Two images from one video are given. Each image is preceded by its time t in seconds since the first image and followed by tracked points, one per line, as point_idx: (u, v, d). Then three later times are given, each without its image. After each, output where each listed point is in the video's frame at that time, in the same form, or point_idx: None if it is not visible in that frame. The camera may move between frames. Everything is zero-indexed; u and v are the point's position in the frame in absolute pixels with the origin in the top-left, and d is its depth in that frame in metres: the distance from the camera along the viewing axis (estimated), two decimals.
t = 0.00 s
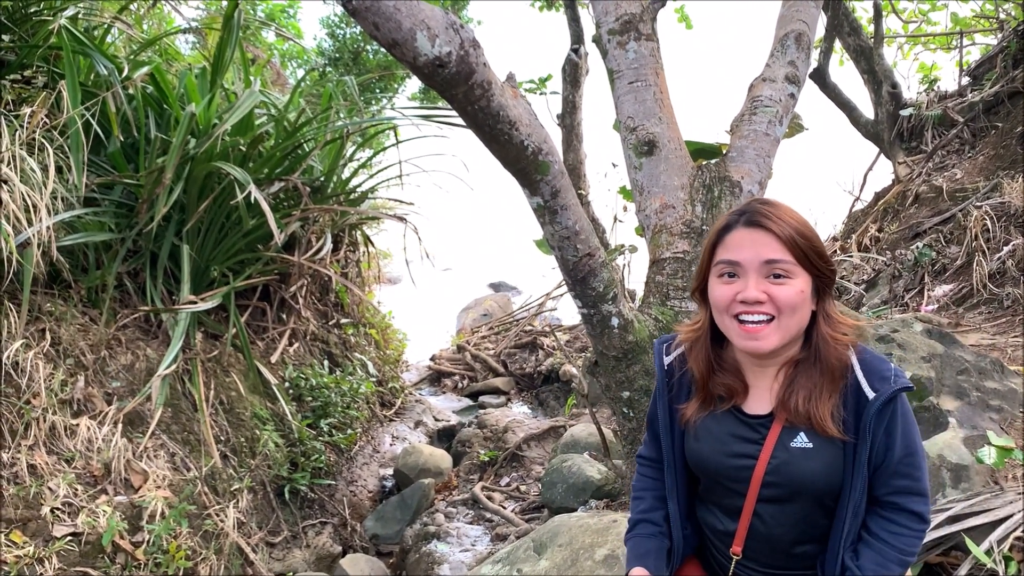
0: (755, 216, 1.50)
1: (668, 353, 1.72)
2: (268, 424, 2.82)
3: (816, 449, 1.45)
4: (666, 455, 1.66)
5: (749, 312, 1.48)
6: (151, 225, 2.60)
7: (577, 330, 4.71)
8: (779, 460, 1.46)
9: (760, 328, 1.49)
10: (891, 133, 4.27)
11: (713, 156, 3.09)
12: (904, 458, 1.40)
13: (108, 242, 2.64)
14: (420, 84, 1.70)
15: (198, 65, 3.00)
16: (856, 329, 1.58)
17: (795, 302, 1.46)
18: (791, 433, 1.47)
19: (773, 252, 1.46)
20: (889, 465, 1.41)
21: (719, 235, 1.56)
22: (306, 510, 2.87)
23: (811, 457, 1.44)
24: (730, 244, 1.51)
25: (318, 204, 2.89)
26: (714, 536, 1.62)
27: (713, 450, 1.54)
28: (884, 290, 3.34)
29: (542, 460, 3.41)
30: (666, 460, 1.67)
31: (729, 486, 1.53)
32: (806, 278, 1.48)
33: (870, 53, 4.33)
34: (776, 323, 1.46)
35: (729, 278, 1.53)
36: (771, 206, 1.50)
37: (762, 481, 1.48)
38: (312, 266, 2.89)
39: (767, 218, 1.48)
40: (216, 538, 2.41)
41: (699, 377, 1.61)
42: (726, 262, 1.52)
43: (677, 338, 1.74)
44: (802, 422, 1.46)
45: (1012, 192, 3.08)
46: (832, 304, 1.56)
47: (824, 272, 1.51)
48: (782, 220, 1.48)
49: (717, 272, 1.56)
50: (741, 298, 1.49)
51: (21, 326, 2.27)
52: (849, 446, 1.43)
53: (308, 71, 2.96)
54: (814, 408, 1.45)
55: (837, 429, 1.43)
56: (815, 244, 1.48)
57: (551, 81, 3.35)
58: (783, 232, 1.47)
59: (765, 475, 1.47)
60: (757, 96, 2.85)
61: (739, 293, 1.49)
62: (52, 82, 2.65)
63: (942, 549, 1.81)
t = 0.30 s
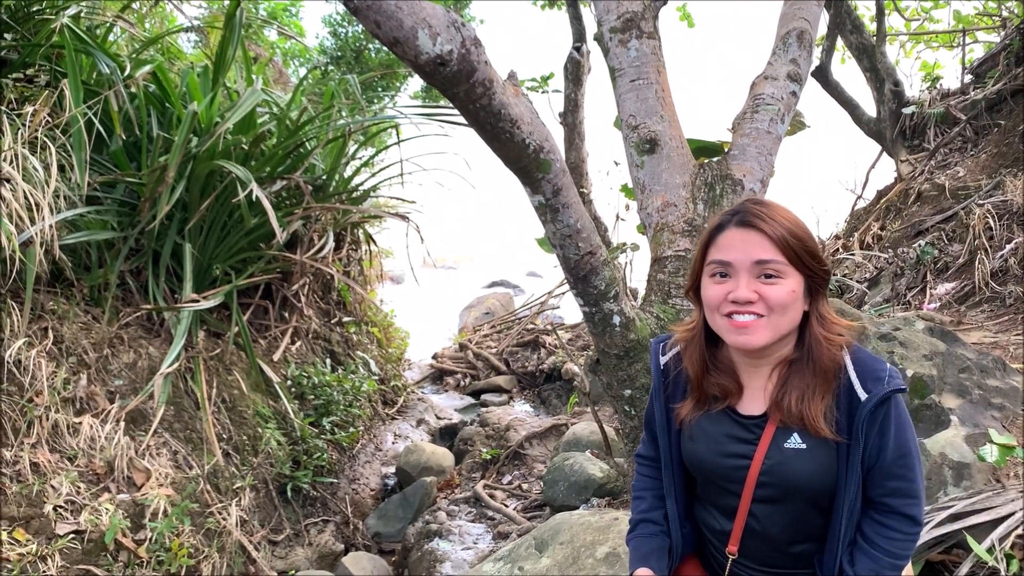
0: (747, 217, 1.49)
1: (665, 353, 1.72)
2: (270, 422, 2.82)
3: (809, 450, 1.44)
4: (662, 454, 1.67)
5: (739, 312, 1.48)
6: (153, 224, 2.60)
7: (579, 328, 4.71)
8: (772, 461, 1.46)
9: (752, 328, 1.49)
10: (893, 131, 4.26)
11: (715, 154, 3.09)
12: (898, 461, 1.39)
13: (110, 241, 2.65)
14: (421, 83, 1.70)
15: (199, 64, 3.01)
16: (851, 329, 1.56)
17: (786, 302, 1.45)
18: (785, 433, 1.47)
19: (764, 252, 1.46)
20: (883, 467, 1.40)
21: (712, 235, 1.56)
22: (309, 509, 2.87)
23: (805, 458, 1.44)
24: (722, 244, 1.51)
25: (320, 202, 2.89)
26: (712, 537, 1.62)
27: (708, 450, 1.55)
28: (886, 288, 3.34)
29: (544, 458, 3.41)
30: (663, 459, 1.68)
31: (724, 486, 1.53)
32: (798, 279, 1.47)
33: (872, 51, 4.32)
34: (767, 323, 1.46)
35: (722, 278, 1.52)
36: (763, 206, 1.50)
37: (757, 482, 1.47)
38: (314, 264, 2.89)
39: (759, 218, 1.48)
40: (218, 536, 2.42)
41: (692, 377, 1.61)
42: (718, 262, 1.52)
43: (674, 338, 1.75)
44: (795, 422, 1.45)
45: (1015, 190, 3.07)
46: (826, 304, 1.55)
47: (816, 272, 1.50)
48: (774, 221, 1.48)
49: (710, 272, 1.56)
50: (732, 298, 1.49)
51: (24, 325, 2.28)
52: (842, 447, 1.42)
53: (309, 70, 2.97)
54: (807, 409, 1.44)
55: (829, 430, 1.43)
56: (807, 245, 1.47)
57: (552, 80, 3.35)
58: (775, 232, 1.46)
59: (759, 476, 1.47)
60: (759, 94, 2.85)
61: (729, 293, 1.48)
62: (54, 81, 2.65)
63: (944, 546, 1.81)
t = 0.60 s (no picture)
0: (745, 220, 1.50)
1: (662, 354, 1.73)
2: (273, 423, 2.83)
3: (802, 451, 1.44)
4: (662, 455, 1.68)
5: (744, 318, 1.47)
6: (156, 225, 2.61)
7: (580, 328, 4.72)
8: (766, 462, 1.46)
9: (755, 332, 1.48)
10: (895, 131, 4.27)
11: (717, 154, 3.09)
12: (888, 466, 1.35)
13: (113, 242, 2.65)
14: (423, 84, 1.70)
15: (201, 65, 3.01)
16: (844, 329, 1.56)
17: (788, 306, 1.46)
18: (778, 434, 1.47)
19: (764, 256, 1.46)
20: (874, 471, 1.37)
21: (708, 241, 1.56)
22: (312, 509, 2.87)
23: (797, 458, 1.44)
24: (721, 248, 1.51)
25: (322, 203, 2.90)
26: (712, 536, 1.63)
27: (705, 452, 1.56)
28: (888, 288, 3.34)
29: (546, 458, 3.41)
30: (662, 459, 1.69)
31: (721, 486, 1.54)
32: (797, 282, 1.48)
33: (874, 51, 4.32)
34: (771, 328, 1.46)
35: (723, 284, 1.51)
36: (761, 210, 1.51)
37: (752, 483, 1.48)
38: (316, 265, 2.90)
39: (758, 222, 1.48)
40: (221, 536, 2.43)
41: (688, 380, 1.62)
42: (718, 267, 1.51)
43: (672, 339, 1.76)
44: (788, 423, 1.45)
45: (1016, 190, 3.08)
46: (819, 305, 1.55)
47: (811, 274, 1.51)
48: (771, 224, 1.48)
49: (708, 278, 1.55)
50: (736, 304, 1.48)
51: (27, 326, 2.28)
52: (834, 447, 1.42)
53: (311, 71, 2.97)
54: (799, 409, 1.44)
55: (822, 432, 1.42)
56: (804, 248, 1.49)
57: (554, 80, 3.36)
58: (774, 235, 1.47)
59: (754, 477, 1.47)
60: (760, 93, 2.85)
61: (733, 298, 1.47)
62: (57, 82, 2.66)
63: (946, 545, 1.83)
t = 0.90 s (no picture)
0: (747, 215, 1.51)
1: (663, 354, 1.73)
2: (275, 425, 2.83)
3: (805, 443, 1.43)
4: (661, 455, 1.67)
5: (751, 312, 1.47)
6: (158, 227, 2.61)
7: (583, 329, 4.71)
8: (770, 456, 1.46)
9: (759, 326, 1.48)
10: (897, 131, 4.26)
11: (719, 155, 3.09)
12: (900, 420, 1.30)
13: (115, 244, 2.65)
14: (425, 86, 1.70)
15: (203, 68, 3.02)
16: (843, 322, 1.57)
17: (792, 299, 1.46)
18: (781, 428, 1.46)
19: (768, 249, 1.47)
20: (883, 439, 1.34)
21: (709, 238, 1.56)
22: (314, 511, 2.87)
23: (800, 451, 1.43)
24: (724, 243, 1.52)
25: (324, 205, 2.90)
26: (714, 536, 1.62)
27: (707, 450, 1.55)
28: (890, 288, 3.33)
29: (549, 460, 3.41)
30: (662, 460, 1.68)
31: (723, 484, 1.53)
32: (801, 276, 1.49)
33: (876, 51, 4.32)
34: (778, 321, 1.45)
35: (727, 279, 1.51)
36: (761, 205, 1.51)
37: (755, 479, 1.47)
38: (318, 267, 2.90)
39: (760, 216, 1.49)
40: (224, 539, 2.43)
41: (690, 379, 1.60)
42: (722, 261, 1.51)
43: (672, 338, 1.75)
44: (790, 415, 1.44)
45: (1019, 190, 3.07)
46: (818, 300, 1.56)
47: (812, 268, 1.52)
48: (773, 219, 1.49)
49: (711, 274, 1.55)
50: (742, 298, 1.47)
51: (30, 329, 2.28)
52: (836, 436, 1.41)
53: (313, 73, 2.98)
54: (800, 399, 1.43)
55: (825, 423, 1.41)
56: (806, 241, 1.50)
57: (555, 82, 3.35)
58: (777, 229, 1.48)
59: (757, 473, 1.46)
60: (762, 94, 2.84)
61: (739, 292, 1.47)
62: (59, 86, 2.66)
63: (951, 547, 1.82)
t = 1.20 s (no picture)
0: (741, 218, 1.50)
1: (667, 358, 1.72)
2: (278, 429, 2.82)
3: (808, 444, 1.43)
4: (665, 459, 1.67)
5: (745, 313, 1.47)
6: (161, 231, 2.61)
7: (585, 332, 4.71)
8: (773, 457, 1.45)
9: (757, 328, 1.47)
10: (900, 133, 4.26)
11: (721, 158, 3.09)
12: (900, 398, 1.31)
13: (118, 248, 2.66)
14: (428, 89, 1.71)
15: (206, 71, 3.02)
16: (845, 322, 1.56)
17: (789, 300, 1.45)
18: (784, 428, 1.46)
19: (762, 251, 1.46)
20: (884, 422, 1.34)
21: (706, 241, 1.56)
22: (317, 515, 2.87)
23: (803, 450, 1.43)
24: (718, 246, 1.51)
25: (326, 208, 2.90)
26: (719, 539, 1.62)
27: (711, 453, 1.54)
28: (894, 291, 3.33)
29: (552, 463, 3.41)
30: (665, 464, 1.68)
31: (728, 486, 1.53)
32: (797, 276, 1.48)
33: (879, 53, 4.32)
34: (772, 323, 1.45)
35: (722, 281, 1.51)
36: (756, 207, 1.51)
37: (760, 480, 1.47)
38: (321, 270, 2.90)
39: (753, 219, 1.49)
40: (227, 543, 2.42)
41: (691, 382, 1.60)
42: (716, 264, 1.51)
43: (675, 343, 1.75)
44: (792, 416, 1.44)
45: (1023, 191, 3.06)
46: (819, 300, 1.56)
47: (810, 268, 1.51)
48: (767, 221, 1.49)
49: (707, 276, 1.55)
50: (736, 300, 1.47)
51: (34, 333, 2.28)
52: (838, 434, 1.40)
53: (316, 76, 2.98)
54: (803, 399, 1.43)
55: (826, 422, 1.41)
56: (802, 242, 1.49)
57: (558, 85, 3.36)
58: (771, 231, 1.47)
59: (762, 474, 1.46)
60: (765, 97, 2.84)
61: (733, 294, 1.47)
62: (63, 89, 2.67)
63: (956, 550, 1.81)
